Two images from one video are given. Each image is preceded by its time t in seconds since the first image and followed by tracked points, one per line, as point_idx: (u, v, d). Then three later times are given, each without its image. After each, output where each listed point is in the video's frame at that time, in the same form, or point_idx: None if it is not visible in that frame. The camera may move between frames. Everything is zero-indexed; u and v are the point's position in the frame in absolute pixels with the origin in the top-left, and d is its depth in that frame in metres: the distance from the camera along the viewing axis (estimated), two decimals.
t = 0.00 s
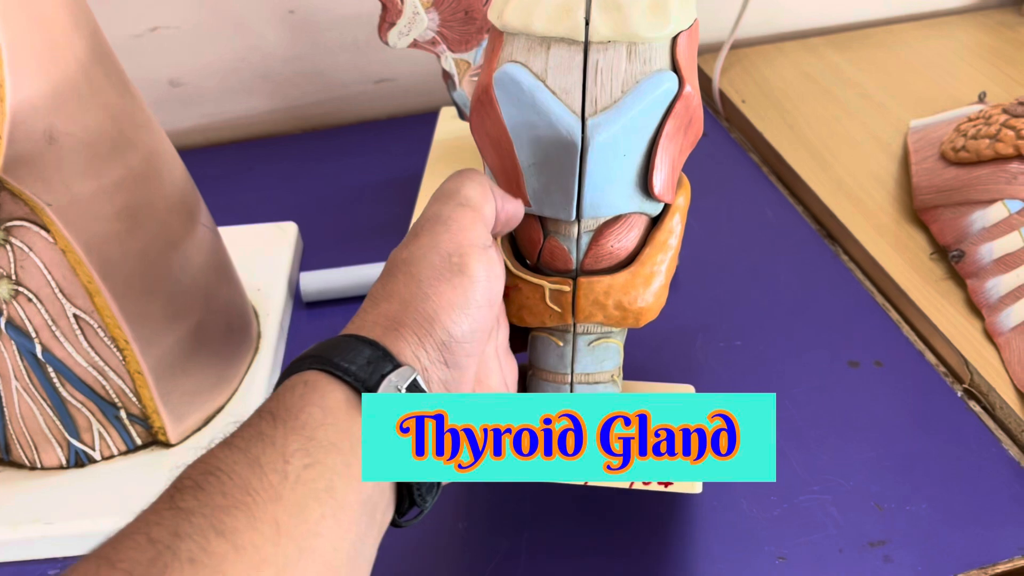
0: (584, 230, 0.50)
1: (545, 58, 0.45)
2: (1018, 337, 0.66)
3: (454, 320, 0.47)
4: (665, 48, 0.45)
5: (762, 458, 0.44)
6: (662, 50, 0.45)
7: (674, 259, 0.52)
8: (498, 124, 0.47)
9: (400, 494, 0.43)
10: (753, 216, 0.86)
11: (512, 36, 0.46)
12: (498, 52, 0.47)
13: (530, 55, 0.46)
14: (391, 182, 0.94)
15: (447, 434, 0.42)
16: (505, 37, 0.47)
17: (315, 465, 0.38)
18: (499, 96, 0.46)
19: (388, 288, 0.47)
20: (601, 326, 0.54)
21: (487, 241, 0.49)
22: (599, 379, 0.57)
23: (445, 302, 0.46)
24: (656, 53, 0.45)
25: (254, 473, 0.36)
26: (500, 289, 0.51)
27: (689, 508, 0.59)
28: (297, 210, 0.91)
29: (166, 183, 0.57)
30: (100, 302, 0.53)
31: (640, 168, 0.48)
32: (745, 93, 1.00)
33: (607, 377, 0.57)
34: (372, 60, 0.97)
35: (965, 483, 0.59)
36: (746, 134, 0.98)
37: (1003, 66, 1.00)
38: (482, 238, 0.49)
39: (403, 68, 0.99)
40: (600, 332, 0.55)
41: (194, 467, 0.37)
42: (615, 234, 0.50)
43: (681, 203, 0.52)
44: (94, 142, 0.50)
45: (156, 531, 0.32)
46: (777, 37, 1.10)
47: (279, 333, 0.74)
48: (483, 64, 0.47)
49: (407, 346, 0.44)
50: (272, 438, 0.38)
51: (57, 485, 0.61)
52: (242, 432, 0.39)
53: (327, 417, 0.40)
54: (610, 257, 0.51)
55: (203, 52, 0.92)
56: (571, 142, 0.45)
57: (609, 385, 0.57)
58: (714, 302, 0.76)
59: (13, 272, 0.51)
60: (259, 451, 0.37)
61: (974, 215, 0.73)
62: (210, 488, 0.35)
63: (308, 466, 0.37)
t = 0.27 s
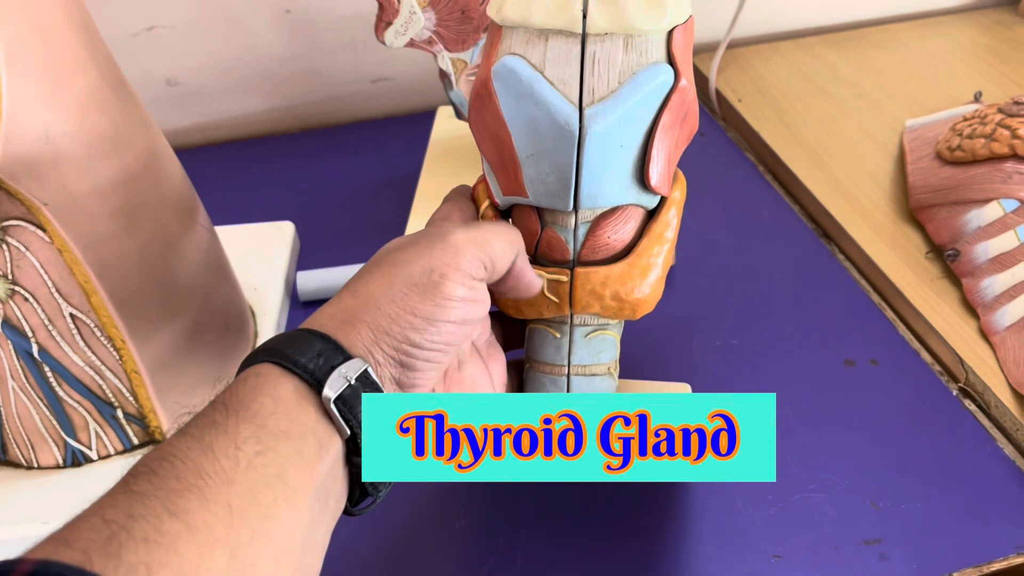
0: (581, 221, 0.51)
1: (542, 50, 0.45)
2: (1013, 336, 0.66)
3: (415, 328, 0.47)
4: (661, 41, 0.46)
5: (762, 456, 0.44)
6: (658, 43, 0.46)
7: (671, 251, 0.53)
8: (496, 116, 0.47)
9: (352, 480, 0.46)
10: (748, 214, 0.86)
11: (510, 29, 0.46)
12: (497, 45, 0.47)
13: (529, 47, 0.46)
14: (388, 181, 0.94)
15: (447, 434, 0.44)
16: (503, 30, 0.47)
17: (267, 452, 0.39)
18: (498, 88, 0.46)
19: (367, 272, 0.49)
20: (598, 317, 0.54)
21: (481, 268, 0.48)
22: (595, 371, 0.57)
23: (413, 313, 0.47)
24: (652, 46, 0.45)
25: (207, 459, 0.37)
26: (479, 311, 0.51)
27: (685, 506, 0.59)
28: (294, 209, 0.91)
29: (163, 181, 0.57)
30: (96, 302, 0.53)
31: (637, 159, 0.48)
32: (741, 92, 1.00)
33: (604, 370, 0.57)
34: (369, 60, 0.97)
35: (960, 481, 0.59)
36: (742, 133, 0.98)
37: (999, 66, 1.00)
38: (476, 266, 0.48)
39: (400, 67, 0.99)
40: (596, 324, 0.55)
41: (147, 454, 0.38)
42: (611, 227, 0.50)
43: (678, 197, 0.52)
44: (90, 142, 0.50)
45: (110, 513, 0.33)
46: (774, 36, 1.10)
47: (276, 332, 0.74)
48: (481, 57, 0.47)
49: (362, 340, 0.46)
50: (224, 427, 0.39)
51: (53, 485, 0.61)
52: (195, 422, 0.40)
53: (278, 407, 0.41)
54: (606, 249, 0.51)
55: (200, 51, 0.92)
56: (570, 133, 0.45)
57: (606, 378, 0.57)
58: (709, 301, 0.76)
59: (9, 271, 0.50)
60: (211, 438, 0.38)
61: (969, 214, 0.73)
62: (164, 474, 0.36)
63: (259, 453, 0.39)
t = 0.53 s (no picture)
0: (579, 222, 0.50)
1: (541, 50, 0.45)
2: (1011, 336, 0.66)
3: (385, 331, 0.48)
4: (660, 41, 0.46)
5: (762, 456, 0.44)
6: (657, 43, 0.46)
7: (670, 252, 0.53)
8: (494, 117, 0.47)
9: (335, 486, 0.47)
10: (746, 214, 0.86)
11: (509, 29, 0.46)
12: (495, 45, 0.47)
13: (527, 47, 0.46)
14: (385, 181, 0.94)
15: (447, 434, 0.44)
16: (501, 31, 0.47)
17: (244, 458, 0.40)
18: (496, 88, 0.46)
19: (336, 288, 0.50)
20: (596, 318, 0.54)
21: (449, 271, 0.50)
22: (593, 372, 0.56)
23: (382, 319, 0.48)
24: (650, 46, 0.46)
25: (185, 467, 0.38)
26: (453, 316, 0.52)
27: (683, 506, 0.59)
28: (291, 209, 0.91)
29: (160, 180, 0.57)
30: (93, 302, 0.53)
31: (635, 160, 0.48)
32: (739, 92, 1.00)
33: (602, 371, 0.57)
34: (366, 59, 0.97)
35: (959, 481, 0.59)
36: (739, 133, 0.98)
37: (997, 66, 1.00)
38: (442, 270, 0.50)
39: (397, 67, 0.98)
40: (595, 326, 0.55)
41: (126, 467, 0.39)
42: (609, 227, 0.50)
43: (676, 198, 0.52)
44: (88, 141, 0.49)
45: (92, 521, 0.34)
46: (772, 36, 1.10)
47: (273, 333, 0.74)
48: (479, 58, 0.47)
49: (333, 346, 0.47)
50: (201, 437, 0.40)
51: (50, 485, 0.61)
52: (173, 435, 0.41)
53: (252, 415, 0.42)
54: (604, 250, 0.51)
55: (197, 50, 0.92)
56: (568, 133, 0.45)
57: (603, 379, 0.57)
58: (707, 300, 0.76)
59: (5, 272, 0.50)
60: (188, 447, 0.39)
61: (967, 214, 0.74)
62: (144, 483, 0.37)
63: (237, 460, 0.40)
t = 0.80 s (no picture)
0: (577, 215, 0.50)
1: (540, 44, 0.46)
2: (1007, 334, 0.66)
3: (366, 293, 0.49)
4: (658, 36, 0.46)
5: (762, 454, 0.44)
6: (654, 38, 0.46)
7: (667, 246, 0.53)
8: (492, 110, 0.47)
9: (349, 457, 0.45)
10: (744, 213, 0.86)
11: (508, 24, 0.46)
12: (494, 40, 0.47)
13: (525, 41, 0.46)
14: (383, 180, 0.94)
15: (447, 434, 0.44)
16: (500, 25, 0.47)
17: (243, 436, 0.40)
18: (495, 82, 0.46)
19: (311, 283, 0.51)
20: (593, 310, 0.54)
21: (417, 234, 0.52)
22: (591, 365, 0.56)
23: (363, 284, 0.49)
24: (648, 40, 0.46)
25: (183, 447, 0.37)
26: (434, 279, 0.53)
27: (680, 505, 0.59)
28: (289, 208, 0.91)
29: (158, 178, 0.57)
30: (91, 300, 0.53)
31: (632, 154, 0.48)
32: (736, 91, 1.00)
33: (600, 364, 0.57)
34: (364, 58, 0.97)
35: (955, 479, 0.60)
36: (737, 132, 0.98)
37: (994, 65, 1.00)
38: (411, 232, 0.51)
39: (395, 66, 0.98)
40: (592, 318, 0.55)
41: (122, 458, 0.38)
42: (607, 220, 0.50)
43: (673, 191, 0.52)
44: (86, 140, 0.49)
45: (95, 502, 0.33)
46: (769, 35, 1.10)
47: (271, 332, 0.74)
48: (478, 52, 0.47)
49: (320, 322, 0.47)
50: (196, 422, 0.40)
51: (48, 484, 0.61)
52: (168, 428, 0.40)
53: (246, 398, 0.42)
54: (601, 243, 0.51)
55: (195, 49, 0.92)
56: (565, 126, 0.45)
57: (601, 372, 0.57)
58: (704, 298, 0.77)
59: (3, 270, 0.50)
60: (185, 432, 0.39)
61: (963, 213, 0.74)
62: (143, 467, 0.36)
63: (236, 438, 0.39)
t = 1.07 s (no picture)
0: (575, 209, 0.50)
1: (538, 39, 0.45)
2: (1004, 335, 0.66)
3: (370, 284, 0.48)
4: (654, 31, 0.46)
5: (763, 454, 0.44)
6: (651, 33, 0.46)
7: (665, 241, 0.53)
8: (491, 104, 0.47)
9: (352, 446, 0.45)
10: (741, 213, 0.86)
11: (506, 20, 0.46)
12: (492, 36, 0.47)
13: (524, 36, 0.46)
14: (381, 180, 0.94)
15: (447, 434, 0.44)
16: (498, 22, 0.47)
17: (242, 428, 0.39)
18: (493, 77, 0.46)
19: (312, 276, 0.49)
20: (592, 305, 0.54)
21: (422, 228, 0.51)
22: (589, 360, 0.56)
23: (366, 275, 0.48)
24: (645, 35, 0.46)
25: (182, 440, 0.37)
26: (439, 273, 0.52)
27: (677, 506, 0.59)
28: (286, 208, 0.91)
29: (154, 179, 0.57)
30: (86, 301, 0.53)
31: (630, 147, 0.48)
32: (734, 91, 1.00)
33: (598, 359, 0.57)
34: (361, 59, 0.96)
35: (952, 480, 0.60)
36: (734, 132, 0.98)
37: (991, 65, 1.00)
38: (416, 226, 0.51)
39: (392, 67, 0.98)
40: (590, 313, 0.55)
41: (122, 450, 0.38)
42: (606, 215, 0.50)
43: (669, 188, 0.52)
44: (81, 142, 0.49)
45: (94, 495, 0.33)
46: (767, 35, 1.10)
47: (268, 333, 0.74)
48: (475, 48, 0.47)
49: (323, 312, 0.46)
50: (195, 413, 0.40)
51: (44, 485, 0.61)
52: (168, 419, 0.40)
53: (246, 388, 0.41)
54: (599, 238, 0.51)
55: (192, 49, 0.91)
56: (564, 119, 0.45)
57: (600, 367, 0.57)
58: (702, 299, 0.77)
59: None
60: (184, 424, 0.39)
61: (961, 213, 0.73)
62: (143, 460, 0.36)
63: (235, 430, 0.39)
